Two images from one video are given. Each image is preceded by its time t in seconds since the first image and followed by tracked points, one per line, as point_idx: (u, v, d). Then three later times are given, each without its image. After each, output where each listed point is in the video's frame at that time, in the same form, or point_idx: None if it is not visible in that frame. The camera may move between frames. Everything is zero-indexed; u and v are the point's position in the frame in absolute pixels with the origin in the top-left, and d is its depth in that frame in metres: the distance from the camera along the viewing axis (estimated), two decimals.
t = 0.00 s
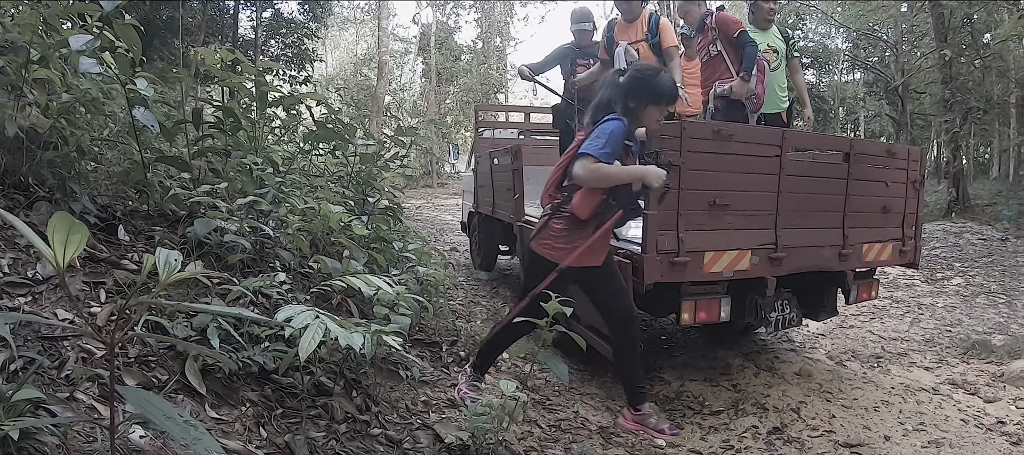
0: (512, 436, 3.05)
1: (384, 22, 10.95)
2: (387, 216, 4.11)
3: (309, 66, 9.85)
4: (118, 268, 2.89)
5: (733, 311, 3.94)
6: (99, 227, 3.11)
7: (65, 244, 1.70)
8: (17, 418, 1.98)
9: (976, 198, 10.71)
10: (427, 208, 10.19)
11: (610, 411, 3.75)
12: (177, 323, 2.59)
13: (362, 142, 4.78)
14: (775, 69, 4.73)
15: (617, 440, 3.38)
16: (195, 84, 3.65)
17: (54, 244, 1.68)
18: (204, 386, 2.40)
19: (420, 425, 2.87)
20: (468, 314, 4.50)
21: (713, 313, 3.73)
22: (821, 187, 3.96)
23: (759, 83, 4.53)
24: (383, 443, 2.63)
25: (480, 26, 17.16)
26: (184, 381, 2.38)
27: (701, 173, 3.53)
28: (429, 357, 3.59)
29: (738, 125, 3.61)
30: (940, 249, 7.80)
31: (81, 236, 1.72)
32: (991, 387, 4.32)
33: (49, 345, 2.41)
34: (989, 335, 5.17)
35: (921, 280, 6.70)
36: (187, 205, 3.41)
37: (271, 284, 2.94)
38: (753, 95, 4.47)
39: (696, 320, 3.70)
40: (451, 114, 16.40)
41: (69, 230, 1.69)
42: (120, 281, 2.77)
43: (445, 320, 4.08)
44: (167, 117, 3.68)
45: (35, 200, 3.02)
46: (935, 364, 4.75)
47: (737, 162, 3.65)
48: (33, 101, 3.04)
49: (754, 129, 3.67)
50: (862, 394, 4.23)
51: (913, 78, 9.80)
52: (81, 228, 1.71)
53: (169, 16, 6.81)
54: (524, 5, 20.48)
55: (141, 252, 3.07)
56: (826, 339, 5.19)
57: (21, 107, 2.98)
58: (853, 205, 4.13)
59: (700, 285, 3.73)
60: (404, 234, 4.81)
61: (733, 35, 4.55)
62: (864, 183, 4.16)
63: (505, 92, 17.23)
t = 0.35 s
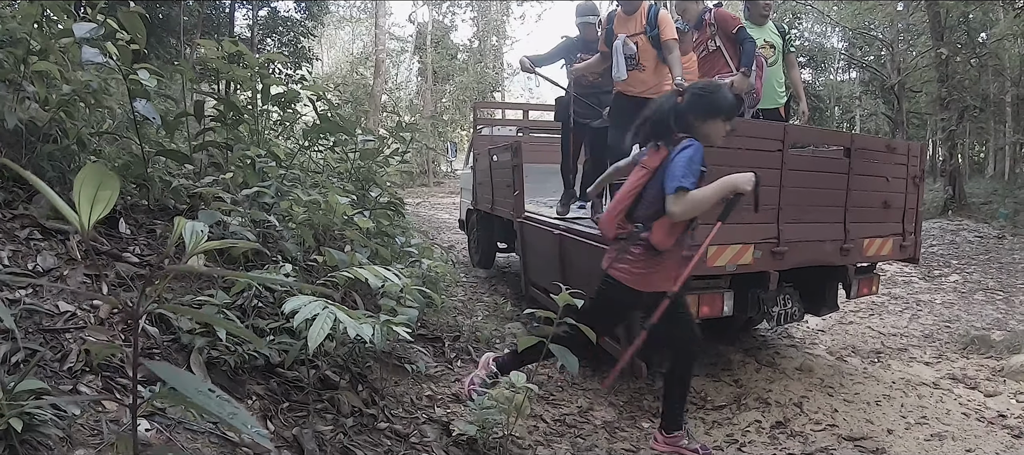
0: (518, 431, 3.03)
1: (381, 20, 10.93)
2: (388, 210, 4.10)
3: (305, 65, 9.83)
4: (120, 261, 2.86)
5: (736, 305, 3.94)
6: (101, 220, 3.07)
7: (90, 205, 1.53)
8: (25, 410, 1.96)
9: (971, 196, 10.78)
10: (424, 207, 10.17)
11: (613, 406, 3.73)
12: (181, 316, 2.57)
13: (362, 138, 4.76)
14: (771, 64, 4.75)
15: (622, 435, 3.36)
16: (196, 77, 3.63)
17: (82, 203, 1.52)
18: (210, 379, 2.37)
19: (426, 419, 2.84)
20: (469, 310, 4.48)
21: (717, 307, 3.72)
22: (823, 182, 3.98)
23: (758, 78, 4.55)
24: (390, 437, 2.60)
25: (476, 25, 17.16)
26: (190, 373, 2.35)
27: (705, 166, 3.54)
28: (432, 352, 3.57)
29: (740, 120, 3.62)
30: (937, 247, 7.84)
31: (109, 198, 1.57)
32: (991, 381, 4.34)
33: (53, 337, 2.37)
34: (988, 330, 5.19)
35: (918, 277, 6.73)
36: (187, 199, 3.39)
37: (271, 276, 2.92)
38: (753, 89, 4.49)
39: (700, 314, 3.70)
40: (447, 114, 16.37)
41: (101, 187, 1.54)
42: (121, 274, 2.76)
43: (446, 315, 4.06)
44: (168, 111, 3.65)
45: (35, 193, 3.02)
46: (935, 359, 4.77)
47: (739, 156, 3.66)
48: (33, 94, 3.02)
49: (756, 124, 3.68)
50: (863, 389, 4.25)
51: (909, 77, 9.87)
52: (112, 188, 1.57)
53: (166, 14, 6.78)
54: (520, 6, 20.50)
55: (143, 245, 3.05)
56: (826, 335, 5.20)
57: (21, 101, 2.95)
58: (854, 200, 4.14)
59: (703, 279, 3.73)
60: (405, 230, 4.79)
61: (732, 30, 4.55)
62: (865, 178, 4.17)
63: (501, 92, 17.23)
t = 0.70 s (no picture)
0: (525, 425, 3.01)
1: (380, 17, 10.91)
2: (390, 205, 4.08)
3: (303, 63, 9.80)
4: (123, 254, 2.88)
5: (740, 299, 3.94)
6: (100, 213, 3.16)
7: (116, 166, 1.40)
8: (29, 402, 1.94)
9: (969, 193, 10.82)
10: (424, 205, 10.15)
11: (617, 400, 3.71)
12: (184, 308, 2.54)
13: (363, 133, 4.74)
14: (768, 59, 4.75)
15: (627, 429, 3.34)
16: (199, 71, 3.62)
17: (108, 166, 1.38)
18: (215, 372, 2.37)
19: (432, 413, 2.82)
20: (471, 306, 4.46)
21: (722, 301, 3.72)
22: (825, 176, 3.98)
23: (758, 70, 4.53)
24: (397, 431, 2.59)
25: (474, 23, 17.14)
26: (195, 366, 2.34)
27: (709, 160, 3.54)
28: (436, 347, 3.55)
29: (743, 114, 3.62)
30: (936, 243, 7.87)
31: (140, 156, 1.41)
32: (992, 376, 4.35)
33: (55, 330, 2.35)
34: (988, 325, 5.21)
35: (918, 274, 6.74)
36: (189, 194, 3.38)
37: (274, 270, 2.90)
38: (754, 82, 4.46)
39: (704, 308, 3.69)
40: (445, 112, 16.36)
41: (130, 146, 1.37)
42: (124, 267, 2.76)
43: (449, 310, 4.04)
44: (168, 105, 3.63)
45: (35, 187, 3.00)
46: (936, 354, 4.78)
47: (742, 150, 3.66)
48: (32, 88, 2.99)
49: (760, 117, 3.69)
50: (865, 383, 4.25)
51: (906, 74, 9.90)
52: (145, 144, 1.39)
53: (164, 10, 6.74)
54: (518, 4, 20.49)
55: (146, 239, 3.04)
56: (827, 330, 5.21)
57: (21, 94, 2.93)
58: (855, 194, 4.15)
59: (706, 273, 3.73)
60: (406, 225, 4.77)
61: (732, 25, 4.55)
62: (867, 173, 4.18)
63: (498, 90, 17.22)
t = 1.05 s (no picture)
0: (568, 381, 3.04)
1: None
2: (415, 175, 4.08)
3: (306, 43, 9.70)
4: (162, 223, 2.92)
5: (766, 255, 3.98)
6: (133, 187, 3.13)
7: (309, 113, 1.10)
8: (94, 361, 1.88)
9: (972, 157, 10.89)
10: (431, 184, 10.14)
11: (649, 359, 3.76)
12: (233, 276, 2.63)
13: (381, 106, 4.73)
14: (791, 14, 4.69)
15: (665, 384, 3.39)
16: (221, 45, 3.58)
17: (293, 91, 1.00)
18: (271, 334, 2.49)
19: (480, 371, 2.86)
20: (496, 274, 4.49)
21: (750, 257, 3.76)
22: (847, 131, 4.00)
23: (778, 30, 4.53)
24: (449, 388, 2.62)
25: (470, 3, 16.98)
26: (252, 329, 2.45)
27: (734, 117, 3.54)
28: (471, 312, 3.57)
29: (766, 71, 3.61)
30: (946, 205, 7.93)
31: (344, 141, 1.23)
32: (1013, 327, 4.41)
33: (103, 295, 2.31)
34: (1005, 280, 5.28)
35: (931, 234, 6.80)
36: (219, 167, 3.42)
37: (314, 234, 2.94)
38: (774, 43, 4.46)
39: (733, 265, 3.73)
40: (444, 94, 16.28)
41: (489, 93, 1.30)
42: (166, 235, 2.82)
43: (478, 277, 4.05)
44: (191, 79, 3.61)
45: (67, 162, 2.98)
46: (956, 307, 4.85)
47: (767, 106, 3.66)
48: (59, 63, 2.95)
49: (783, 73, 3.68)
50: (890, 336, 4.31)
51: (909, 38, 9.90)
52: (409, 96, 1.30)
53: None
54: None
55: (182, 209, 3.11)
56: (847, 288, 5.26)
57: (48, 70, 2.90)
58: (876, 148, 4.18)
59: (734, 230, 3.77)
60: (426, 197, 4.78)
61: None
62: (886, 127, 4.20)
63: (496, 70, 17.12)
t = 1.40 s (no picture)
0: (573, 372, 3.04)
1: None
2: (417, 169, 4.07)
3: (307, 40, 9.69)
4: (164, 215, 2.91)
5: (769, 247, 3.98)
6: (135, 179, 3.12)
7: (331, 72, 1.13)
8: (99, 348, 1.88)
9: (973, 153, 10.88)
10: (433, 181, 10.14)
11: (652, 351, 3.76)
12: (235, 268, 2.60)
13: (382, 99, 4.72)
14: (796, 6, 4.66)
15: (668, 376, 3.38)
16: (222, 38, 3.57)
17: (323, 47, 1.02)
18: (277, 324, 2.48)
19: (485, 362, 2.87)
20: (498, 268, 4.48)
21: (753, 249, 3.75)
22: (850, 123, 3.99)
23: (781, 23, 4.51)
24: (455, 379, 2.62)
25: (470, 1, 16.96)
26: (258, 319, 2.44)
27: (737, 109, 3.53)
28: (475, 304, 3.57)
29: (768, 62, 3.60)
30: (948, 200, 7.93)
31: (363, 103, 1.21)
32: (1016, 320, 4.41)
33: (107, 285, 2.31)
34: (1008, 274, 5.28)
35: (933, 229, 6.80)
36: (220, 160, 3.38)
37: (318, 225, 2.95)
38: (776, 37, 4.47)
39: (736, 257, 3.73)
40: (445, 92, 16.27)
41: (497, 53, 1.30)
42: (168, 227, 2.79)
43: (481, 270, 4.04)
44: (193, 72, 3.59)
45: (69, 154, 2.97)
46: (958, 301, 4.85)
47: (769, 98, 3.64)
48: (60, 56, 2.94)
49: (785, 64, 3.66)
50: (893, 329, 4.30)
51: (910, 35, 9.89)
52: (427, 59, 1.26)
53: None
54: None
55: (185, 202, 3.10)
56: (849, 282, 5.26)
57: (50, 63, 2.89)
58: (878, 141, 4.17)
59: (737, 222, 3.76)
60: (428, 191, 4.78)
61: None
62: (889, 119, 4.19)
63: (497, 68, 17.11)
